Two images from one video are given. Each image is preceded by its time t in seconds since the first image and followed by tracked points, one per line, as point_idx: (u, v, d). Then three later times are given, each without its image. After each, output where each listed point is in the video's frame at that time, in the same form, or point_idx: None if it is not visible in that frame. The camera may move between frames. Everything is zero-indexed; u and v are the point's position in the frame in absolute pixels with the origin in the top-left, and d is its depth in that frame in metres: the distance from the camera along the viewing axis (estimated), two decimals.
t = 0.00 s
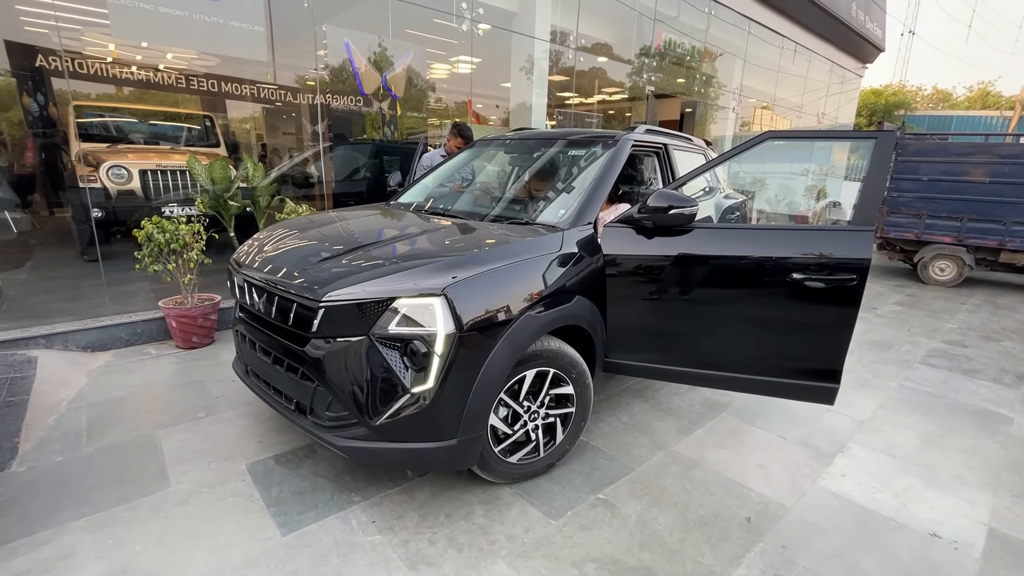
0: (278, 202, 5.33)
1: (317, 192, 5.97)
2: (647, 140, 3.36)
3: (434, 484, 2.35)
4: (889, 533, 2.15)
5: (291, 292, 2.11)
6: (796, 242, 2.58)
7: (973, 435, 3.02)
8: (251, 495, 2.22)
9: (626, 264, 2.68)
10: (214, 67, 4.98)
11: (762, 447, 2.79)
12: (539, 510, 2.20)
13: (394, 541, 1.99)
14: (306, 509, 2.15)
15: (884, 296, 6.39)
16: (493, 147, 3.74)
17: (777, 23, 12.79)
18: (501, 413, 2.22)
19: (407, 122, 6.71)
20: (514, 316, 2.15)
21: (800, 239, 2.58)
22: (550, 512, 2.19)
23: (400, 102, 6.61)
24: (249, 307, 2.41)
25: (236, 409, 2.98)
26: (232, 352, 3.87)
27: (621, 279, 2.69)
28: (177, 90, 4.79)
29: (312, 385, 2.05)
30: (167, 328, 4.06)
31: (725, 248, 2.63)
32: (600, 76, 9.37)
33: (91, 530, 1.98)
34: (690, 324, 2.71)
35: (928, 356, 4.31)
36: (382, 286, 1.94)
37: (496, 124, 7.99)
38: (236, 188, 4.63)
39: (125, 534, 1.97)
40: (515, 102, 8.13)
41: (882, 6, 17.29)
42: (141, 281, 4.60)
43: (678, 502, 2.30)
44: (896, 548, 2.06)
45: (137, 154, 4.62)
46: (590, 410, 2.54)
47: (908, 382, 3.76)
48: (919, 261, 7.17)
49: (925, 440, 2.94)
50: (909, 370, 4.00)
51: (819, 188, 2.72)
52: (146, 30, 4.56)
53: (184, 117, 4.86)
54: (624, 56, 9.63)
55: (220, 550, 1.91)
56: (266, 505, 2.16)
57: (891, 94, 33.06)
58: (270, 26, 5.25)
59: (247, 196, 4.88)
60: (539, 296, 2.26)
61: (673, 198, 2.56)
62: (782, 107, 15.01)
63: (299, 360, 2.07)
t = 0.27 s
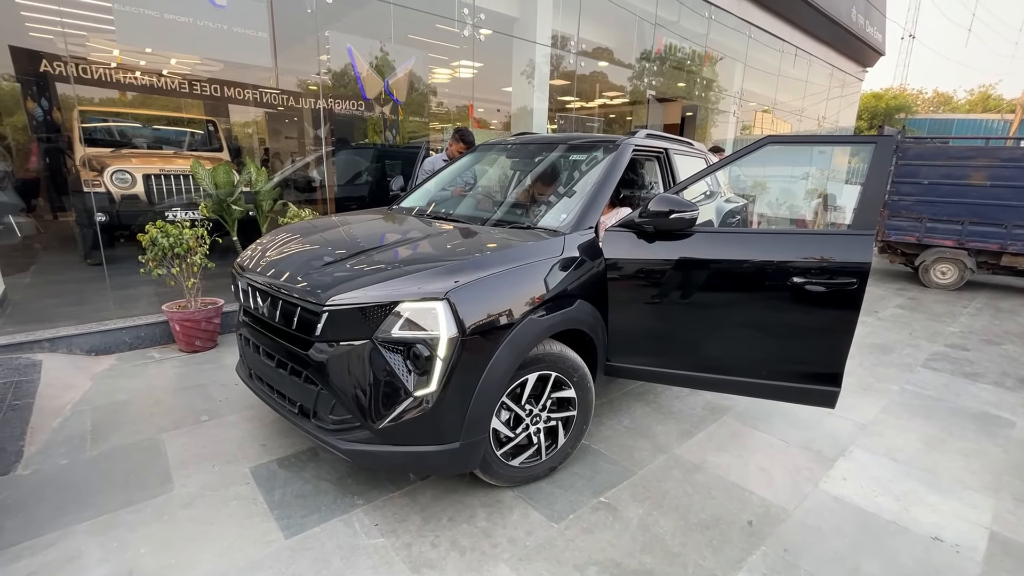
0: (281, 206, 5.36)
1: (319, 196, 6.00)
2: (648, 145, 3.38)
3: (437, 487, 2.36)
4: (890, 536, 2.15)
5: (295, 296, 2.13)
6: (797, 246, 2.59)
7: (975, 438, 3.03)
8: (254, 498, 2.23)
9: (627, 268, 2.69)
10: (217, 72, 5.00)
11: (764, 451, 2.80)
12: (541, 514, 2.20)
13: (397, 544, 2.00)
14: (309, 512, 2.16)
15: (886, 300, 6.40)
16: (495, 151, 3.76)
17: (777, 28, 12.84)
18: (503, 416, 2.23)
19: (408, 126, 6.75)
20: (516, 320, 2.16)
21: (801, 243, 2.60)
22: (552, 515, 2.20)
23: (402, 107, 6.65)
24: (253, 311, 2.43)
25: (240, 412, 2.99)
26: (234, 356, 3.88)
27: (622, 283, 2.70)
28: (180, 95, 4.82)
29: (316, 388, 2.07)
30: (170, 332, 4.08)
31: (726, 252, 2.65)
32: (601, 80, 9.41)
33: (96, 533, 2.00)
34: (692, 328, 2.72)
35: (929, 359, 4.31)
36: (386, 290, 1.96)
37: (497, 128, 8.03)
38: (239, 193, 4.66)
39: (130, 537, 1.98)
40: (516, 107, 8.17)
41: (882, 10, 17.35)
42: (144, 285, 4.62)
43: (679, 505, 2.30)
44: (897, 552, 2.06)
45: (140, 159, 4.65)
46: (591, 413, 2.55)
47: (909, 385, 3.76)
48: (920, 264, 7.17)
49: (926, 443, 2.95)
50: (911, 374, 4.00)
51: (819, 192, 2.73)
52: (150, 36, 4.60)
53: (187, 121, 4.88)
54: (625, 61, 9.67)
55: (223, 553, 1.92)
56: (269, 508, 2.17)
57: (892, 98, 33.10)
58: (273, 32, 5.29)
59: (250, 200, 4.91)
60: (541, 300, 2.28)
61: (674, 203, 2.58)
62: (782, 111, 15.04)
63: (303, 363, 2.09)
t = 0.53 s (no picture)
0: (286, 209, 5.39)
1: (323, 199, 6.02)
2: (651, 147, 3.39)
3: (442, 488, 2.37)
4: (895, 538, 2.15)
5: (301, 298, 2.14)
6: (800, 248, 2.60)
7: (980, 440, 3.02)
8: (261, 499, 2.25)
9: (631, 270, 2.71)
10: (221, 75, 5.04)
11: (768, 452, 2.80)
12: (546, 515, 2.21)
13: (403, 545, 2.01)
14: (315, 513, 2.17)
15: (889, 301, 6.39)
16: (499, 154, 3.78)
17: (780, 29, 12.84)
18: (508, 418, 2.25)
19: (411, 129, 6.78)
20: (521, 321, 2.17)
21: (803, 245, 2.60)
22: (557, 517, 2.21)
23: (406, 109, 6.68)
24: (259, 313, 2.45)
25: (245, 414, 3.01)
26: (240, 357, 3.91)
27: (626, 285, 2.71)
28: (185, 98, 4.85)
29: (322, 390, 2.08)
30: (176, 333, 4.11)
31: (730, 254, 2.65)
32: (604, 82, 9.43)
33: (104, 534, 2.01)
34: (695, 330, 2.73)
35: (934, 361, 4.31)
36: (391, 293, 1.98)
37: (500, 130, 8.05)
38: (244, 195, 4.69)
39: (138, 537, 2.00)
40: (519, 109, 8.19)
41: (884, 11, 17.33)
42: (150, 287, 4.65)
43: (684, 507, 2.31)
44: (902, 553, 2.06)
45: (145, 162, 4.67)
46: (596, 415, 2.56)
47: (914, 387, 3.76)
48: (924, 265, 7.15)
49: (931, 445, 2.95)
50: (915, 375, 4.00)
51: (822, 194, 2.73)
52: (155, 40, 4.62)
53: (191, 124, 4.92)
54: (627, 63, 9.69)
55: (230, 553, 1.93)
56: (276, 509, 2.19)
57: (895, 99, 33.03)
58: (277, 35, 5.32)
59: (255, 202, 4.94)
60: (546, 302, 2.29)
61: (677, 205, 2.59)
62: (785, 112, 15.04)
63: (309, 365, 2.10)
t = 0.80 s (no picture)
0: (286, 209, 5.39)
1: (323, 199, 6.03)
2: (652, 148, 3.38)
3: (442, 489, 2.37)
4: (896, 539, 2.15)
5: (302, 299, 2.14)
6: (800, 249, 2.60)
7: (982, 441, 3.02)
8: (261, 501, 2.24)
9: (631, 271, 2.70)
10: (222, 77, 5.05)
11: (769, 453, 2.79)
12: (547, 516, 2.21)
13: (403, 547, 2.01)
14: (316, 515, 2.17)
15: (890, 301, 6.39)
16: (499, 154, 3.77)
17: (780, 30, 12.85)
18: (509, 419, 2.24)
19: (411, 129, 6.78)
20: (522, 322, 2.17)
21: (804, 246, 2.60)
22: (558, 518, 2.20)
23: (406, 110, 6.68)
24: (260, 315, 2.45)
25: (246, 415, 3.01)
26: (240, 359, 3.91)
27: (626, 286, 2.71)
28: (185, 99, 4.86)
29: (323, 391, 2.08)
30: (176, 334, 4.11)
31: (730, 255, 2.65)
32: (604, 83, 9.43)
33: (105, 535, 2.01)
34: (696, 331, 2.73)
35: (935, 362, 4.30)
36: (392, 294, 1.98)
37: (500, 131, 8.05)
38: (244, 197, 4.68)
39: (138, 539, 2.00)
40: (519, 109, 8.19)
41: (885, 11, 17.33)
42: (151, 288, 4.65)
43: (685, 508, 2.30)
44: (904, 555, 2.06)
45: (146, 163, 4.67)
46: (597, 416, 2.55)
47: (915, 388, 3.75)
48: (925, 266, 7.15)
49: (933, 446, 2.94)
50: (916, 376, 3.99)
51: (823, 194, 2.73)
52: (156, 42, 4.64)
53: (192, 125, 4.92)
54: (628, 63, 9.70)
55: (231, 555, 1.93)
56: (276, 511, 2.18)
57: (896, 99, 33.01)
58: (278, 36, 5.32)
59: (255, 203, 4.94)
60: (546, 303, 2.29)
61: (678, 206, 2.59)
62: (785, 112, 15.05)
63: (310, 367, 2.10)
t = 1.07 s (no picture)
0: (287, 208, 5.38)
1: (324, 198, 6.02)
2: (654, 146, 3.37)
3: (444, 488, 2.36)
4: (900, 539, 2.14)
5: (304, 298, 2.13)
6: (803, 247, 2.59)
7: (985, 440, 3.01)
8: (263, 500, 2.24)
9: (633, 270, 2.70)
10: (223, 75, 5.04)
11: (771, 453, 2.78)
12: (549, 515, 2.20)
13: (405, 546, 2.00)
14: (318, 514, 2.16)
15: (892, 300, 6.37)
16: (501, 153, 3.76)
17: (781, 29, 12.82)
18: (511, 417, 2.24)
19: (412, 128, 6.77)
20: (524, 321, 2.17)
21: (807, 244, 2.59)
22: (560, 517, 2.20)
23: (407, 109, 6.67)
24: (261, 313, 2.44)
25: (247, 414, 3.01)
26: (241, 357, 3.90)
27: (628, 284, 2.71)
28: (186, 98, 4.85)
29: (324, 390, 2.07)
30: (178, 333, 4.10)
31: (732, 253, 2.64)
32: (605, 82, 9.41)
33: (107, 534, 2.01)
34: (698, 330, 2.72)
35: (938, 361, 4.28)
36: (394, 292, 1.97)
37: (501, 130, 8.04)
38: (245, 196, 4.67)
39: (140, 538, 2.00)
40: (520, 108, 8.18)
41: (886, 10, 17.29)
42: (152, 287, 4.65)
43: (687, 507, 2.30)
44: (908, 554, 2.05)
45: (147, 162, 4.68)
46: (599, 415, 2.55)
47: (918, 387, 3.74)
48: (927, 264, 7.13)
49: (936, 445, 2.93)
50: (919, 375, 3.98)
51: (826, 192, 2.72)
52: (157, 40, 4.62)
53: (193, 124, 4.91)
54: (629, 62, 9.68)
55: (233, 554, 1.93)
56: (278, 509, 2.18)
57: (897, 98, 32.95)
58: (279, 35, 5.31)
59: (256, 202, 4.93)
60: (548, 302, 2.28)
61: (681, 204, 2.57)
62: (786, 111, 15.03)
63: (311, 365, 2.09)
